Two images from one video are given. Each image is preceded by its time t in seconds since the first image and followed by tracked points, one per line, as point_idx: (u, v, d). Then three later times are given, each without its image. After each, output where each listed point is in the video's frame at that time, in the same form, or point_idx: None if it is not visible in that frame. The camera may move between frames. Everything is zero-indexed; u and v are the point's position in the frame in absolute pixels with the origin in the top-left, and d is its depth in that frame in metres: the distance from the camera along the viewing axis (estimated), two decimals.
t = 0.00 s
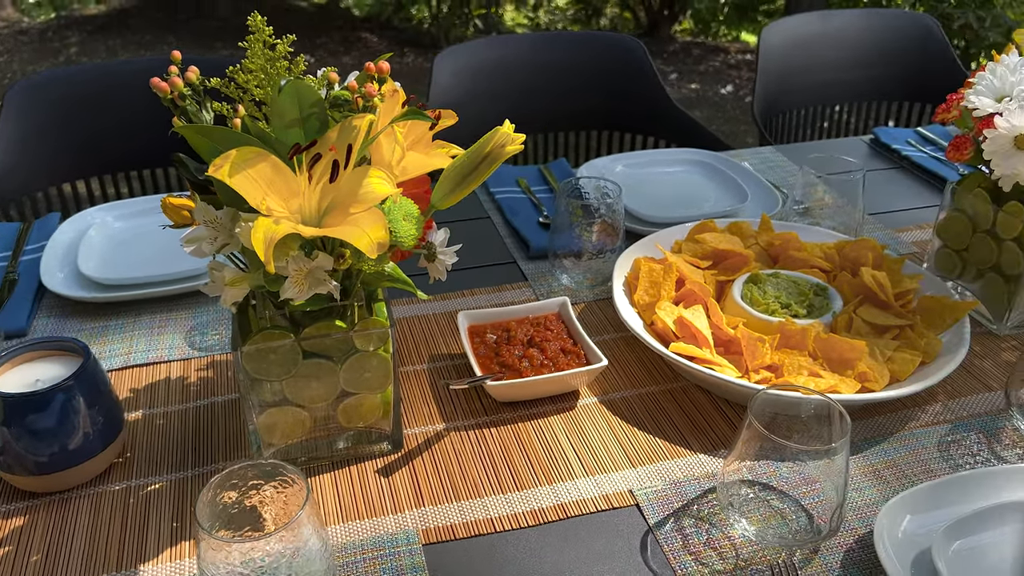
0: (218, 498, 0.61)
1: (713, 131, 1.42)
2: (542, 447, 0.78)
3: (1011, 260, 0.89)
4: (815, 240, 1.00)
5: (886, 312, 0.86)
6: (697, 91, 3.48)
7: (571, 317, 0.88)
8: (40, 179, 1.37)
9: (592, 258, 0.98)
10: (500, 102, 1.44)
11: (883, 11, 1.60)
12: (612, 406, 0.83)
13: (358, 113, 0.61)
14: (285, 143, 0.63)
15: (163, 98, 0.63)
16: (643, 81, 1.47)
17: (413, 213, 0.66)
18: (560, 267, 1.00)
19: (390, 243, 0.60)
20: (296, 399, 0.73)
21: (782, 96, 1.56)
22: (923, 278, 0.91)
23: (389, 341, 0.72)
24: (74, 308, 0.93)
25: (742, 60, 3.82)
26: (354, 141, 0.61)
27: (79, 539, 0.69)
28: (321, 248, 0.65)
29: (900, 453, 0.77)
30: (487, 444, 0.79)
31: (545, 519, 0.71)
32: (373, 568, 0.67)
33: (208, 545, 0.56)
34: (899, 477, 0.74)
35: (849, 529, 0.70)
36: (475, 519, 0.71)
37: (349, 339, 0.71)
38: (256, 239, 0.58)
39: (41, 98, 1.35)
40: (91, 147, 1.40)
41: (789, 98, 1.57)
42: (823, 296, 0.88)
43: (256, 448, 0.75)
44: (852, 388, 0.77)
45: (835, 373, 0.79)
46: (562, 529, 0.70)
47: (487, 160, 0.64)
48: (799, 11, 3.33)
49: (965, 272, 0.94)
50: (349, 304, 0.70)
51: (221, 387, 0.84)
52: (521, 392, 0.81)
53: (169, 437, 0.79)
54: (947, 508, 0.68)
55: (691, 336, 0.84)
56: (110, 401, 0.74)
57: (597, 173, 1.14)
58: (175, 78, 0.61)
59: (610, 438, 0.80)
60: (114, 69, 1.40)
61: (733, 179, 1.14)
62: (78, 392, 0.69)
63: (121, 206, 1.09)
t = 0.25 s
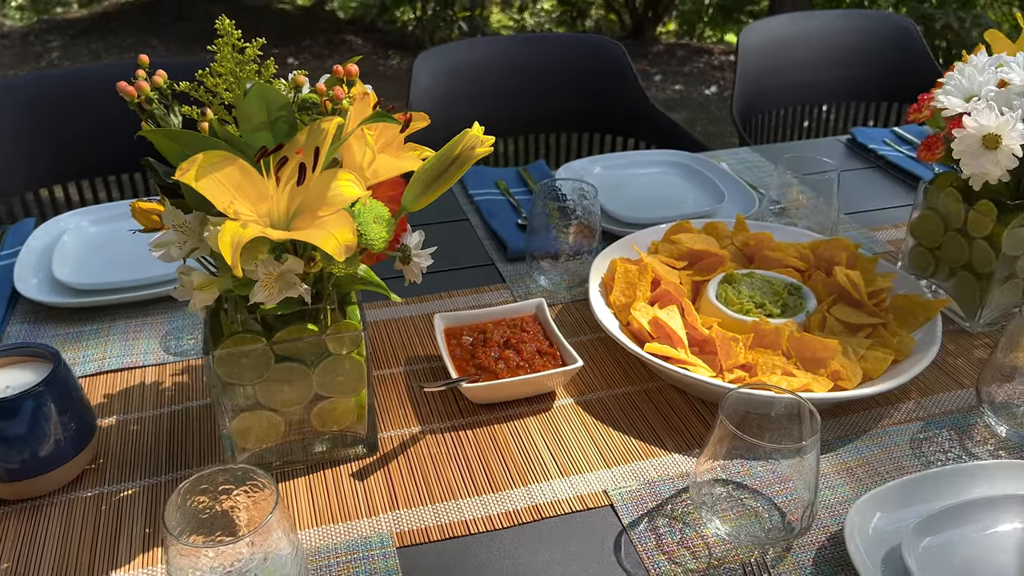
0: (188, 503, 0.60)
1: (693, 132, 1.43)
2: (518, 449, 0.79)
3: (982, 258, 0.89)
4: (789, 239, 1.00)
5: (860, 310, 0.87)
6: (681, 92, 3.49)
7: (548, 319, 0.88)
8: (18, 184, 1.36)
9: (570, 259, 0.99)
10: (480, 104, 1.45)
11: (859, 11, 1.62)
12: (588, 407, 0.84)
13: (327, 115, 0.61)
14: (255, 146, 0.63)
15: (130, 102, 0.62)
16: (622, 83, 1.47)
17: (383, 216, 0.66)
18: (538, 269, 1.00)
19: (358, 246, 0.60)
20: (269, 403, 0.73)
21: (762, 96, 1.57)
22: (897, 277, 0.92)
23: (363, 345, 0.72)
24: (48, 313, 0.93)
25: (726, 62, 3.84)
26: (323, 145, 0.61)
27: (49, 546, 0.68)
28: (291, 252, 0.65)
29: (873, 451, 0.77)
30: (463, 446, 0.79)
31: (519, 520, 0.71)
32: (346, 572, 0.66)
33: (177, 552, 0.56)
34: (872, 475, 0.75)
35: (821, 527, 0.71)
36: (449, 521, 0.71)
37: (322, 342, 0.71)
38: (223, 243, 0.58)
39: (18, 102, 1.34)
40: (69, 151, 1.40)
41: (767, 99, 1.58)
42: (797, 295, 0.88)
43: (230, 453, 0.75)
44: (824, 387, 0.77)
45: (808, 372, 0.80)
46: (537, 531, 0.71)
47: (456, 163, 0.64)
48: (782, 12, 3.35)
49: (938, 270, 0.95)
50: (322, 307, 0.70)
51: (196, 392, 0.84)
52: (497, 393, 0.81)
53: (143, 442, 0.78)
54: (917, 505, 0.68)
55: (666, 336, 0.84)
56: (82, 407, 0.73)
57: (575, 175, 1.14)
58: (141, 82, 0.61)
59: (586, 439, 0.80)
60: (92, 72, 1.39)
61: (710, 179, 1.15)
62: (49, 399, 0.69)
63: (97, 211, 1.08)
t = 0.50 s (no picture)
0: (159, 510, 0.60)
1: (672, 135, 1.43)
2: (494, 452, 0.79)
3: (954, 258, 0.90)
4: (764, 241, 1.01)
5: (834, 311, 0.88)
6: (666, 94, 3.51)
7: (525, 322, 0.88)
8: None
9: (548, 263, 0.99)
10: (460, 108, 1.45)
11: (838, 13, 1.63)
12: (564, 410, 0.84)
13: (296, 121, 0.61)
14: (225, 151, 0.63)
15: (98, 109, 0.62)
16: (603, 86, 1.48)
17: (354, 220, 0.66)
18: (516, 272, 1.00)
19: (327, 252, 0.61)
20: (244, 410, 0.73)
21: (742, 98, 1.58)
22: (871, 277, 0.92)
23: (337, 350, 0.72)
24: (23, 321, 0.92)
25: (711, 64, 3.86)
26: (293, 150, 0.61)
27: (21, 554, 0.68)
28: (262, 258, 0.65)
29: (846, 451, 0.78)
30: (439, 450, 0.79)
31: (495, 523, 0.71)
32: None
33: (145, 560, 0.55)
34: (845, 474, 0.75)
35: (794, 527, 0.71)
36: (424, 525, 0.71)
37: (295, 348, 0.70)
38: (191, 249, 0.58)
39: None
40: (48, 156, 1.39)
41: (747, 101, 1.59)
42: (771, 296, 0.89)
43: (204, 460, 0.74)
44: (797, 387, 0.78)
45: (782, 372, 0.81)
46: (512, 533, 0.71)
47: (427, 167, 0.65)
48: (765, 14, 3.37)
49: (912, 271, 0.96)
50: (294, 313, 0.70)
51: (172, 398, 0.84)
52: (473, 397, 0.81)
53: (117, 450, 0.78)
54: (887, 504, 0.69)
55: (641, 338, 0.84)
56: (55, 415, 0.73)
57: (554, 178, 1.15)
58: (109, 88, 0.60)
59: (562, 441, 0.80)
60: (71, 78, 1.39)
61: (688, 181, 1.16)
62: (22, 407, 0.69)
63: (73, 218, 1.08)
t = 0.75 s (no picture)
0: (129, 516, 0.60)
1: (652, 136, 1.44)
2: (471, 453, 0.79)
3: (928, 257, 0.91)
4: (741, 241, 1.02)
5: (808, 310, 0.88)
6: (651, 96, 3.52)
7: (502, 324, 0.88)
8: None
9: (525, 264, 0.99)
10: (441, 110, 1.45)
11: (816, 14, 1.64)
12: (541, 411, 0.84)
13: (266, 125, 0.61)
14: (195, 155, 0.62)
15: (65, 113, 0.61)
16: (584, 89, 1.48)
17: (325, 224, 0.66)
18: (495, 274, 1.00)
19: (296, 256, 0.61)
20: (217, 414, 0.73)
21: (722, 100, 1.59)
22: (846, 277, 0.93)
23: (310, 353, 0.72)
24: None
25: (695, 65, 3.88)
26: (262, 154, 0.61)
27: None
28: (233, 262, 0.65)
29: (821, 449, 0.78)
30: (415, 453, 0.79)
31: (470, 525, 0.71)
32: None
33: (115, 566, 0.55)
34: (819, 473, 0.76)
35: (768, 525, 0.71)
36: (399, 528, 0.71)
37: (269, 351, 0.70)
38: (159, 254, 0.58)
39: None
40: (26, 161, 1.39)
41: (727, 102, 1.60)
42: (746, 296, 0.90)
43: (178, 465, 0.74)
44: (771, 386, 0.78)
45: (756, 372, 0.81)
46: (487, 535, 0.71)
47: (398, 170, 0.65)
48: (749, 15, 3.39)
49: (886, 270, 0.97)
50: (267, 317, 0.70)
51: (147, 404, 0.83)
52: (449, 399, 0.81)
53: (91, 456, 0.77)
54: (859, 502, 0.70)
55: (617, 339, 0.85)
56: (27, 422, 0.72)
57: (533, 179, 1.16)
58: (76, 93, 0.60)
59: (538, 442, 0.80)
60: (48, 81, 1.38)
61: (666, 182, 1.17)
62: None
63: (50, 224, 1.08)
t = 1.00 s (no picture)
0: (98, 522, 0.60)
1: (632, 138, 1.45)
2: (446, 457, 0.79)
3: (900, 257, 0.91)
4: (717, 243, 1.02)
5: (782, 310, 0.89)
6: (636, 98, 3.54)
7: (478, 327, 0.88)
8: None
9: (502, 267, 0.99)
10: (421, 114, 1.45)
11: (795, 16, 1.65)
12: (517, 414, 0.84)
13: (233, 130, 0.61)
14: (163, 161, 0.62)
15: (32, 120, 0.61)
16: (564, 93, 1.49)
17: (295, 229, 0.66)
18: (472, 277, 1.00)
19: (264, 261, 0.61)
20: (191, 420, 0.72)
21: (701, 101, 1.60)
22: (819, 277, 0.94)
23: (283, 358, 0.72)
24: None
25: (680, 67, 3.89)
26: (231, 160, 0.61)
27: None
28: (203, 267, 0.65)
29: (794, 449, 0.79)
30: (390, 457, 0.79)
31: (445, 529, 0.72)
32: None
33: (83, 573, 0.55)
34: (791, 472, 0.76)
35: (740, 524, 0.72)
36: (374, 532, 0.71)
37: (241, 357, 0.70)
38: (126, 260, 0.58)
39: None
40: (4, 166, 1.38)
41: (707, 103, 1.61)
42: (720, 297, 0.91)
43: (152, 472, 0.74)
44: (744, 386, 0.79)
45: (730, 372, 0.82)
46: (462, 538, 0.71)
47: (367, 174, 0.65)
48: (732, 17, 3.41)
49: (860, 270, 0.97)
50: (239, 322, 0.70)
51: (121, 410, 0.83)
52: (425, 403, 0.81)
53: (65, 463, 0.77)
54: (829, 501, 0.70)
55: (592, 341, 0.85)
56: None
57: (511, 182, 1.16)
58: (42, 99, 0.60)
59: (514, 445, 0.80)
60: (25, 85, 1.37)
61: (644, 184, 1.18)
62: None
63: (25, 231, 1.07)
